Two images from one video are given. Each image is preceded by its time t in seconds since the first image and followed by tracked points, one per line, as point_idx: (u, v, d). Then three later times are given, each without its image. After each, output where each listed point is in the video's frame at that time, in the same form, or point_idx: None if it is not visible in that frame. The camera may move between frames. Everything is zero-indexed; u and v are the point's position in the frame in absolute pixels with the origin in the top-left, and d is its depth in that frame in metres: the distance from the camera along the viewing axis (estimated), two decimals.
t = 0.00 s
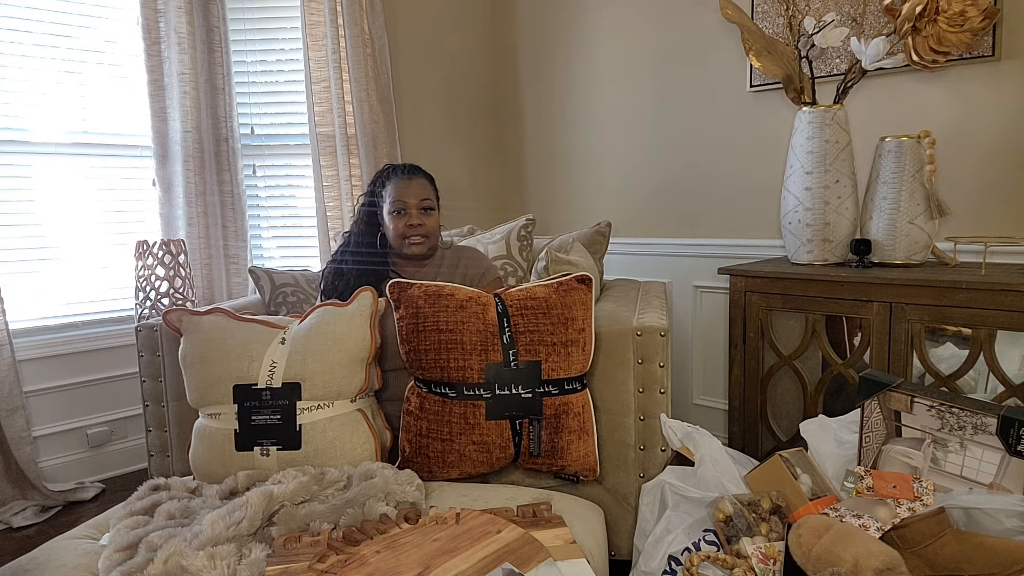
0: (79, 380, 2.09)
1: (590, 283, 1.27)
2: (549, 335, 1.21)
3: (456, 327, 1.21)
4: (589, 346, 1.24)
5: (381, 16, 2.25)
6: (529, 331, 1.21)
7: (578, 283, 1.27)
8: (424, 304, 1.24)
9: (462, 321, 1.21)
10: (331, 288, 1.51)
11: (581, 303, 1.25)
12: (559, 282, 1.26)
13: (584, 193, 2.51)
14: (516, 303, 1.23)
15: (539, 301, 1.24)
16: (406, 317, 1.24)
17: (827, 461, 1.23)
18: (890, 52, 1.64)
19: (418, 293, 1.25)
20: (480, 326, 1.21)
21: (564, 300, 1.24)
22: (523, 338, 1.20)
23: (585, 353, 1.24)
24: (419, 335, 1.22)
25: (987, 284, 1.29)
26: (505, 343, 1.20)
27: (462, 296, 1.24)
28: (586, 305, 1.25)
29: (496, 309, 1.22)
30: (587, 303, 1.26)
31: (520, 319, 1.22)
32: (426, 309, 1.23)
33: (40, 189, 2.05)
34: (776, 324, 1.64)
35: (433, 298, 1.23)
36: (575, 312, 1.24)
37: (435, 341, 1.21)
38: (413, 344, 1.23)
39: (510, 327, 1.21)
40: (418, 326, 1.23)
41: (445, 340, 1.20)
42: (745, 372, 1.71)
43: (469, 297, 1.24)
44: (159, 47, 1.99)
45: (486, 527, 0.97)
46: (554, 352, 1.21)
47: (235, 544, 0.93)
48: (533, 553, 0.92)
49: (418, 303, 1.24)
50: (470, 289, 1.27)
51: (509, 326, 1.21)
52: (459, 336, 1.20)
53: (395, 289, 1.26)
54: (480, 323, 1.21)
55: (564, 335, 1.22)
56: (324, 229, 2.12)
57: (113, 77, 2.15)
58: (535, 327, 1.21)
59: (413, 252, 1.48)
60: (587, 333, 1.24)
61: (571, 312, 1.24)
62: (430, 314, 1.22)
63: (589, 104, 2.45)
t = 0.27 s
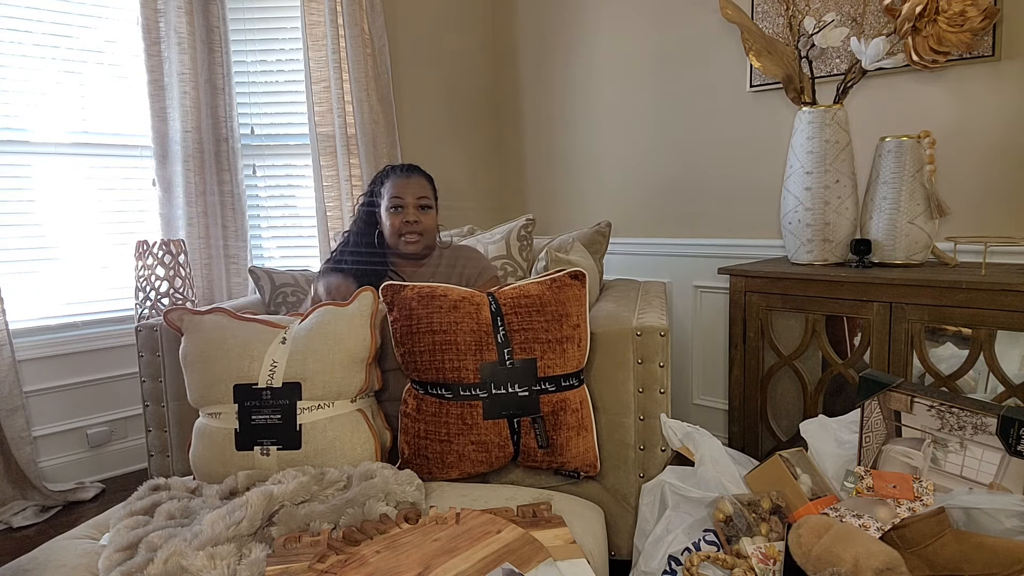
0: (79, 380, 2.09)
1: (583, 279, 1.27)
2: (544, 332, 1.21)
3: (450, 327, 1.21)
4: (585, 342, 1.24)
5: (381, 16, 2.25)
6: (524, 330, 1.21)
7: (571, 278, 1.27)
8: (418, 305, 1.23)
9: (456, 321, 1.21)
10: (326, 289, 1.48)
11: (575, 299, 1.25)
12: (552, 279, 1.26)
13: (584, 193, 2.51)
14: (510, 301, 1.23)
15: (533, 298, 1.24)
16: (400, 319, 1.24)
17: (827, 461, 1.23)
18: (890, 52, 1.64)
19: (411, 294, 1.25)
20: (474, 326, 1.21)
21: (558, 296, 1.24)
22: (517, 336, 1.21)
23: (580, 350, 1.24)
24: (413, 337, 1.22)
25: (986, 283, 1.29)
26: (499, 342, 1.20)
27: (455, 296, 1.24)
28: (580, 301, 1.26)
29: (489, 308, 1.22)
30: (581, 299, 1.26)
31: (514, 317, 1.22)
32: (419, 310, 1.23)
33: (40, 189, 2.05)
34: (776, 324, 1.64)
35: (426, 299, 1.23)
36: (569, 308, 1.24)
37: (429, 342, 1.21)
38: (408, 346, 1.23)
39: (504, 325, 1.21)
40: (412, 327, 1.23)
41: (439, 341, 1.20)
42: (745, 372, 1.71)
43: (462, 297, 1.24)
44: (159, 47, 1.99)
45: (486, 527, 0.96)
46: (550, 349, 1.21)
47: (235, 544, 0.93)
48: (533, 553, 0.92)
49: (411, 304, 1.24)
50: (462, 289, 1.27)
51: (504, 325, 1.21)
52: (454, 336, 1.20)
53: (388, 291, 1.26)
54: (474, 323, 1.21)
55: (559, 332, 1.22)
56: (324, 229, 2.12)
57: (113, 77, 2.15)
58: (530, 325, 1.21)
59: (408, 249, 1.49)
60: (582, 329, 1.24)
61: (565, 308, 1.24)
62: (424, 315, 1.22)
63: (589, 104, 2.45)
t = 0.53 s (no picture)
0: (78, 380, 2.09)
1: (582, 278, 1.27)
2: (544, 332, 1.21)
3: (450, 327, 1.21)
4: (585, 342, 1.24)
5: (381, 16, 2.24)
6: (524, 330, 1.21)
7: (571, 278, 1.27)
8: (418, 305, 1.23)
9: (456, 321, 1.21)
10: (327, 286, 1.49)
11: (575, 299, 1.25)
12: (552, 279, 1.26)
13: (584, 193, 2.51)
14: (509, 301, 1.23)
15: (532, 298, 1.24)
16: (400, 319, 1.24)
17: (827, 461, 1.23)
18: (891, 52, 1.64)
19: (411, 295, 1.25)
20: (474, 326, 1.21)
21: (558, 296, 1.24)
22: (517, 336, 1.20)
23: (580, 349, 1.24)
24: (414, 337, 1.22)
25: (987, 283, 1.28)
26: (499, 342, 1.20)
27: (455, 296, 1.24)
28: (580, 301, 1.26)
29: (489, 308, 1.22)
30: (581, 299, 1.26)
31: (514, 318, 1.22)
32: (419, 311, 1.23)
33: (40, 189, 2.05)
34: (776, 324, 1.64)
35: (426, 300, 1.23)
36: (569, 308, 1.24)
37: (429, 342, 1.21)
38: (408, 347, 1.23)
39: (504, 325, 1.21)
40: (412, 328, 1.23)
41: (439, 341, 1.20)
42: (745, 372, 1.71)
43: (461, 297, 1.24)
44: (159, 47, 1.99)
45: (486, 527, 0.96)
46: (550, 349, 1.21)
47: (235, 544, 0.93)
48: (533, 553, 0.92)
49: (411, 304, 1.24)
50: (462, 289, 1.27)
51: (504, 325, 1.21)
52: (454, 336, 1.20)
53: (388, 292, 1.26)
54: (474, 323, 1.21)
55: (559, 331, 1.22)
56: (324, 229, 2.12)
57: (113, 77, 2.15)
58: (530, 325, 1.21)
59: (405, 247, 1.48)
60: (582, 329, 1.24)
61: (565, 308, 1.24)
62: (424, 315, 1.22)
63: (589, 104, 2.45)
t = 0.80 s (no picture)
0: (78, 380, 2.09)
1: (584, 279, 1.27)
2: (545, 333, 1.21)
3: (451, 328, 1.21)
4: (586, 343, 1.24)
5: (381, 16, 2.24)
6: (525, 330, 1.21)
7: (573, 279, 1.26)
8: (419, 305, 1.23)
9: (458, 321, 1.21)
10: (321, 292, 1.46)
11: (576, 300, 1.25)
12: (554, 280, 1.26)
13: (584, 193, 2.51)
14: (511, 302, 1.23)
15: (534, 299, 1.24)
16: (402, 319, 1.24)
17: (827, 461, 1.23)
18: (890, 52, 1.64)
19: (413, 295, 1.25)
20: (476, 326, 1.21)
21: (559, 297, 1.24)
22: (518, 337, 1.20)
23: (581, 350, 1.24)
24: (415, 337, 1.22)
25: (987, 283, 1.28)
26: (500, 342, 1.20)
27: (457, 296, 1.24)
28: (581, 302, 1.26)
29: (491, 309, 1.22)
30: (583, 300, 1.26)
31: (516, 318, 1.22)
32: (421, 311, 1.23)
33: (40, 189, 2.05)
34: (776, 324, 1.64)
35: (428, 300, 1.23)
36: (571, 309, 1.24)
37: (431, 342, 1.21)
38: (409, 347, 1.23)
39: (505, 326, 1.21)
40: (414, 328, 1.23)
41: (441, 341, 1.20)
42: (745, 372, 1.71)
43: (463, 297, 1.24)
44: (159, 48, 1.98)
45: (486, 527, 0.96)
46: (551, 350, 1.21)
47: (235, 544, 0.93)
48: (533, 553, 0.92)
49: (413, 304, 1.24)
50: (464, 289, 1.27)
51: (505, 326, 1.21)
52: (455, 337, 1.20)
53: (390, 291, 1.26)
54: (476, 323, 1.21)
55: (560, 332, 1.22)
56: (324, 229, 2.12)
57: (113, 77, 2.15)
58: (531, 326, 1.21)
59: (406, 247, 1.48)
60: (583, 330, 1.24)
61: (567, 310, 1.24)
62: (425, 316, 1.22)
63: (590, 104, 2.45)
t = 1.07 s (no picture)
0: (78, 380, 2.09)
1: (585, 280, 1.27)
2: (546, 334, 1.21)
3: (452, 328, 1.21)
4: (587, 344, 1.24)
5: (381, 16, 2.23)
6: (526, 331, 1.21)
7: (574, 280, 1.26)
8: (420, 306, 1.24)
9: (459, 322, 1.21)
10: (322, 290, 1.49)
11: (577, 300, 1.25)
12: (555, 281, 1.26)
13: (584, 193, 2.51)
14: (512, 303, 1.23)
15: (535, 300, 1.24)
16: (403, 320, 1.24)
17: (827, 461, 1.23)
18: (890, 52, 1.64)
19: (414, 295, 1.25)
20: (477, 327, 1.21)
21: (560, 298, 1.24)
22: (519, 338, 1.20)
23: (582, 352, 1.24)
24: (416, 337, 1.22)
25: (987, 283, 1.28)
26: (501, 343, 1.20)
27: (458, 296, 1.24)
28: (582, 303, 1.25)
29: (491, 309, 1.22)
30: (584, 301, 1.26)
31: (516, 319, 1.22)
32: (422, 311, 1.23)
33: (40, 189, 2.05)
34: (776, 324, 1.64)
35: (428, 300, 1.23)
36: (571, 310, 1.24)
37: (431, 343, 1.21)
38: (410, 347, 1.23)
39: (506, 327, 1.21)
40: (414, 328, 1.23)
41: (442, 341, 1.20)
42: (745, 372, 1.71)
43: (464, 297, 1.24)
44: (159, 48, 1.98)
45: (486, 527, 0.96)
46: (552, 352, 1.21)
47: (235, 544, 0.93)
48: (533, 553, 0.92)
49: (413, 305, 1.24)
50: (465, 289, 1.27)
51: (506, 326, 1.21)
52: (456, 337, 1.20)
53: (391, 291, 1.26)
54: (477, 324, 1.21)
55: (561, 333, 1.22)
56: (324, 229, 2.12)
57: (113, 77, 2.15)
58: (532, 326, 1.21)
59: (404, 247, 1.48)
60: (584, 331, 1.24)
61: (568, 311, 1.24)
62: (426, 316, 1.22)
63: (590, 104, 2.45)
